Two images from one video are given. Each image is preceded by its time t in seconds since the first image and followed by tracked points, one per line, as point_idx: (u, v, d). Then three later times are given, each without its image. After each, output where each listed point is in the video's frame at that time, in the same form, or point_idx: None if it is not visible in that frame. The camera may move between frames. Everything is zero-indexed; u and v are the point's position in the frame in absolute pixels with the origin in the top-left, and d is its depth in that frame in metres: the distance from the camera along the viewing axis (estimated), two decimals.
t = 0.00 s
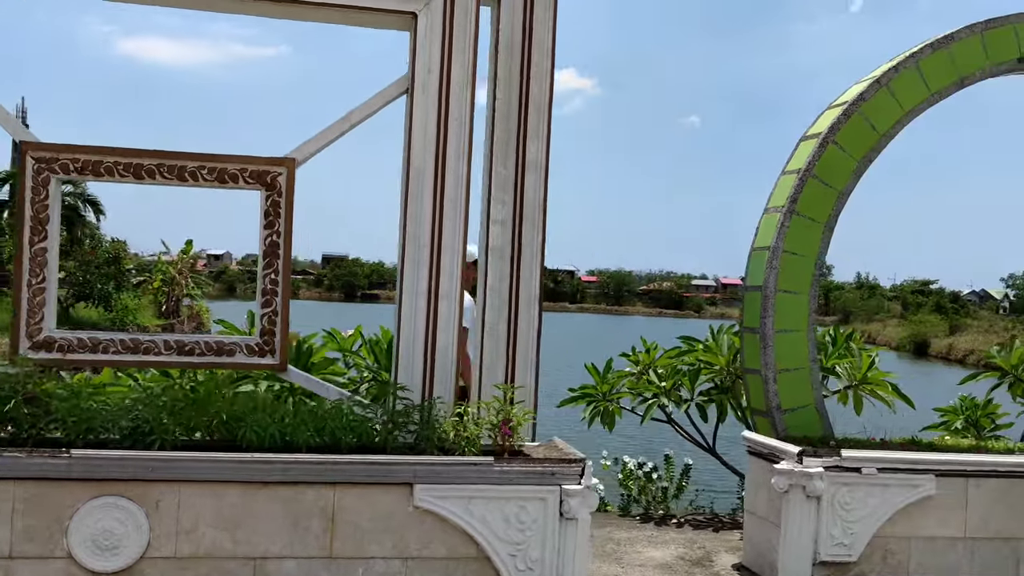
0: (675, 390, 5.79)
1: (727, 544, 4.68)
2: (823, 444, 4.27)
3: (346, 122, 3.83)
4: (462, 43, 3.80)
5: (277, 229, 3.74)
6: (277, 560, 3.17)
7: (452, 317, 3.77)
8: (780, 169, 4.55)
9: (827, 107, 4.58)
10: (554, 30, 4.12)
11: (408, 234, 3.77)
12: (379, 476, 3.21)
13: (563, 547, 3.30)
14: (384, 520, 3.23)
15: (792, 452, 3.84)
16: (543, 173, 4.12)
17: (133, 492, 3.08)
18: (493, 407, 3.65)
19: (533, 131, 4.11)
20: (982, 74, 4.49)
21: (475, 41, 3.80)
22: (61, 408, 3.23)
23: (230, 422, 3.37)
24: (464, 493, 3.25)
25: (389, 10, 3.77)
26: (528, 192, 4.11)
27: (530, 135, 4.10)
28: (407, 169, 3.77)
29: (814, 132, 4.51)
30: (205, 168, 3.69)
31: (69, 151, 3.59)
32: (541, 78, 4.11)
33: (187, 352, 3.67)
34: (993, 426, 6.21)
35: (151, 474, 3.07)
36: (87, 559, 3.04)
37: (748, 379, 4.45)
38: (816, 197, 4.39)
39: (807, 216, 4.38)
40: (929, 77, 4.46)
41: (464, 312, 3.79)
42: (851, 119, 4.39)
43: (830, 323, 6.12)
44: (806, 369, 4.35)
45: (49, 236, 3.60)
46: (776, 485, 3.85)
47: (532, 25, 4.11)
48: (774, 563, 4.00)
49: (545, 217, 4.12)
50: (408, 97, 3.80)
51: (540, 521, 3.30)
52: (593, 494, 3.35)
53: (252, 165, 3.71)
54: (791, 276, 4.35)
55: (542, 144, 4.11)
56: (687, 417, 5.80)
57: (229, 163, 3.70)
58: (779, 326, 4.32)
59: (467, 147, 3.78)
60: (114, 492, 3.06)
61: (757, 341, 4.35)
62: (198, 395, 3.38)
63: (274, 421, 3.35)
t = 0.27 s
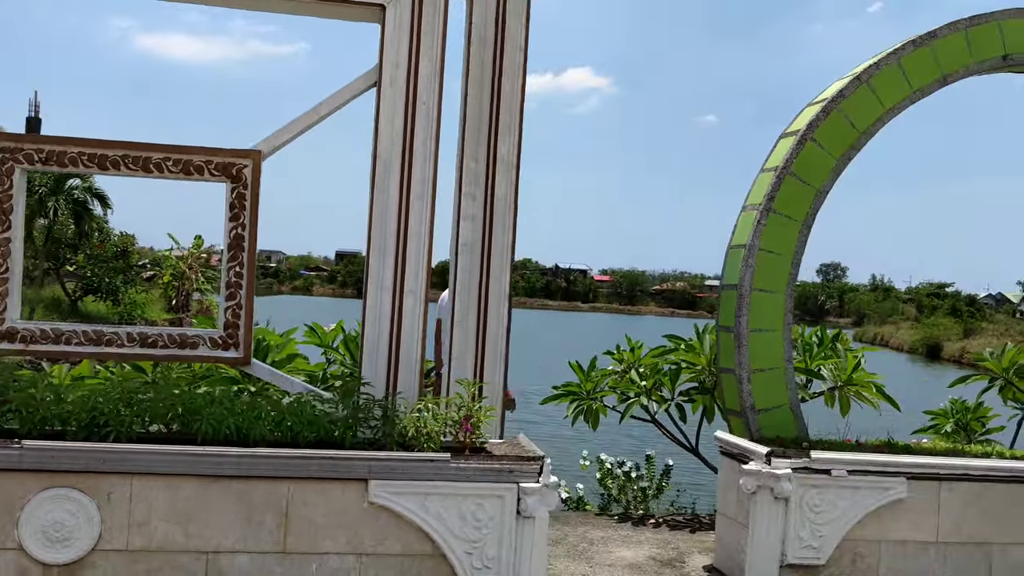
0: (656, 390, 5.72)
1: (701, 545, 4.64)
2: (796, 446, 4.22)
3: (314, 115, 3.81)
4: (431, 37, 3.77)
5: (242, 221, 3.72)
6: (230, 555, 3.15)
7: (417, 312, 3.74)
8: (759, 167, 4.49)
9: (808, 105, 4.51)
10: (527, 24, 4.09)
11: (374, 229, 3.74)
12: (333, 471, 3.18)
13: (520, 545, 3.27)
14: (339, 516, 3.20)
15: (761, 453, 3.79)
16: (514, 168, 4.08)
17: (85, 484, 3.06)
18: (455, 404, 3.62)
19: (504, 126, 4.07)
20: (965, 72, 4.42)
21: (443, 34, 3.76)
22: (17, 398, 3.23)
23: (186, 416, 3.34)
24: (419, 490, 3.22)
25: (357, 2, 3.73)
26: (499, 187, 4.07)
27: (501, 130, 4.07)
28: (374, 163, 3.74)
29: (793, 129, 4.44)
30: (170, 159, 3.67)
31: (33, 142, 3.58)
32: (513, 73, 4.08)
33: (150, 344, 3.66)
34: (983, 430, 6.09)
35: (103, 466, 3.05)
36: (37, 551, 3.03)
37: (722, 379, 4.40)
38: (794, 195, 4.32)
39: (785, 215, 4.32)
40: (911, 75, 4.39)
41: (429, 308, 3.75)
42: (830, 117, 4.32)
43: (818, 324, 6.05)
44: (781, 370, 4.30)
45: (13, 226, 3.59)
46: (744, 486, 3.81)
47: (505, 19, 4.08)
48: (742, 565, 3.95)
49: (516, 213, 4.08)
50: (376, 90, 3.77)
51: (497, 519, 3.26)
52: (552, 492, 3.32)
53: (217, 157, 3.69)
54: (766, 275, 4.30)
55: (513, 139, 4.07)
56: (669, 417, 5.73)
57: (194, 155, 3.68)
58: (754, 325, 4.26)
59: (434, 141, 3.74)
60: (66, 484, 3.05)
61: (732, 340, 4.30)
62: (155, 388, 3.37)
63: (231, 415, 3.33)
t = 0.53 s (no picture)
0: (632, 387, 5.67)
1: (672, 541, 4.60)
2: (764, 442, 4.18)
3: (276, 104, 3.77)
4: (393, 26, 3.72)
5: (202, 211, 3.68)
6: (179, 547, 3.11)
7: (378, 305, 3.70)
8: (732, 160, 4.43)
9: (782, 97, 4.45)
10: (494, 12, 4.04)
11: (335, 220, 3.70)
12: (284, 464, 3.14)
13: (475, 540, 3.23)
14: (290, 509, 3.16)
15: (726, 448, 3.75)
16: (480, 159, 4.03)
17: (32, 474, 3.03)
18: (413, 397, 3.57)
19: (471, 116, 4.02)
20: (942, 64, 4.35)
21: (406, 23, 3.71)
22: None
23: (138, 408, 3.29)
24: (372, 484, 3.18)
25: None
26: (466, 178, 4.02)
27: (468, 120, 4.02)
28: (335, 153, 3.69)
29: (766, 122, 4.39)
30: (128, 148, 3.64)
31: None
32: (480, 62, 4.02)
33: (107, 335, 3.65)
34: (968, 428, 6.02)
35: (50, 457, 3.03)
36: None
37: (693, 374, 4.35)
38: (766, 189, 4.27)
39: (756, 208, 4.26)
40: (886, 67, 4.33)
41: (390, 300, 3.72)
42: (803, 109, 4.27)
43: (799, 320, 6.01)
44: (752, 365, 4.25)
45: None
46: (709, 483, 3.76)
47: (472, 8, 4.03)
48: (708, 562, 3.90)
49: (482, 204, 4.03)
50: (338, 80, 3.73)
51: (451, 513, 3.22)
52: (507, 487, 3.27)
53: (175, 147, 3.64)
54: (737, 269, 4.25)
55: (480, 129, 4.02)
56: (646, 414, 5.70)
57: (153, 144, 3.64)
58: (724, 320, 4.21)
59: (395, 131, 3.69)
60: (13, 474, 3.02)
61: (702, 335, 4.25)
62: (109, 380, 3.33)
63: (183, 406, 3.29)
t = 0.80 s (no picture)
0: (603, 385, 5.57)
1: (641, 544, 4.50)
2: (731, 442, 4.08)
3: (227, 97, 3.68)
4: (347, 16, 3.63)
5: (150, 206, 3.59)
6: (116, 551, 3.02)
7: (330, 302, 3.61)
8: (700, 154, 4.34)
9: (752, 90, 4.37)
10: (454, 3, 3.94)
11: (286, 215, 3.61)
12: (226, 465, 3.05)
13: (423, 544, 3.13)
14: (232, 512, 3.07)
15: (688, 449, 3.66)
16: (440, 153, 3.93)
17: None
18: (365, 397, 3.47)
19: (430, 109, 3.92)
20: (913, 56, 4.27)
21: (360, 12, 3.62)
22: None
23: (77, 408, 3.22)
24: (317, 486, 3.08)
25: None
26: (424, 172, 3.92)
27: (426, 113, 3.92)
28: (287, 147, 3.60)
29: (734, 115, 4.30)
30: (73, 142, 3.54)
31: None
32: (439, 53, 3.93)
33: (52, 333, 3.56)
34: (949, 428, 5.83)
35: None
36: None
37: (660, 372, 4.26)
38: (733, 183, 4.18)
39: (723, 203, 4.18)
40: (856, 60, 4.24)
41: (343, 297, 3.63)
42: (771, 102, 4.18)
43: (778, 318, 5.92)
44: (720, 363, 4.15)
45: None
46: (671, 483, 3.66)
47: None
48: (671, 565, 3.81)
49: (441, 200, 3.94)
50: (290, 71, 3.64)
51: (399, 516, 3.12)
52: (458, 489, 3.17)
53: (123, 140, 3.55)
54: (703, 265, 4.15)
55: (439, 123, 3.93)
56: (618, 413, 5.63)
57: (99, 138, 3.55)
58: (690, 317, 4.12)
59: (348, 124, 3.60)
60: None
61: (668, 332, 4.16)
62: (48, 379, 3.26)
63: (122, 405, 3.20)
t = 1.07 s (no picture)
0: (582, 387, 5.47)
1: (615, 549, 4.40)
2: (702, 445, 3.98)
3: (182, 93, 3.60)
4: (302, 9, 3.54)
5: (102, 205, 3.50)
6: (57, 559, 2.94)
7: (286, 303, 3.52)
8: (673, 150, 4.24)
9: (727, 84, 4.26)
10: None
11: (241, 214, 3.52)
12: (170, 471, 2.96)
13: (375, 552, 3.04)
14: (177, 518, 2.98)
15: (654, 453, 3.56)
16: (402, 150, 3.83)
17: None
18: (320, 399, 3.38)
19: (392, 104, 3.83)
20: (890, 50, 4.16)
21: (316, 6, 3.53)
22: None
23: (18, 411, 3.14)
24: (264, 492, 2.99)
25: None
26: (387, 169, 3.83)
27: (388, 108, 3.83)
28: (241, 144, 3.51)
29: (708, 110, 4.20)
30: (23, 139, 3.47)
31: None
32: (401, 47, 3.83)
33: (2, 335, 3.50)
34: (939, 430, 5.68)
35: None
36: None
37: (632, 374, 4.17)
38: (705, 180, 4.08)
39: (696, 201, 4.08)
40: (832, 53, 4.13)
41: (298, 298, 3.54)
42: (744, 97, 4.08)
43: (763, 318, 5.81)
44: (692, 364, 4.05)
45: None
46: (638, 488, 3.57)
47: None
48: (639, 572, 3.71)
49: (404, 198, 3.85)
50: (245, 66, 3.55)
51: (350, 523, 3.03)
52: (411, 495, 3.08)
53: (73, 137, 3.46)
54: (675, 264, 4.05)
55: (401, 118, 3.83)
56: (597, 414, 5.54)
57: (49, 135, 3.46)
58: (661, 317, 4.02)
59: (304, 120, 3.51)
60: None
61: (640, 333, 4.06)
62: None
63: (64, 410, 3.14)
